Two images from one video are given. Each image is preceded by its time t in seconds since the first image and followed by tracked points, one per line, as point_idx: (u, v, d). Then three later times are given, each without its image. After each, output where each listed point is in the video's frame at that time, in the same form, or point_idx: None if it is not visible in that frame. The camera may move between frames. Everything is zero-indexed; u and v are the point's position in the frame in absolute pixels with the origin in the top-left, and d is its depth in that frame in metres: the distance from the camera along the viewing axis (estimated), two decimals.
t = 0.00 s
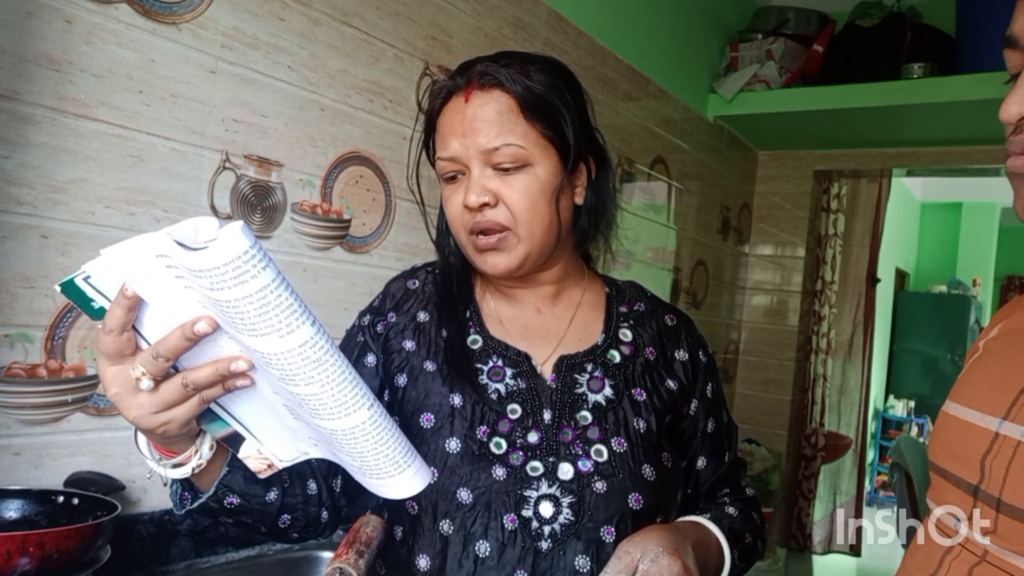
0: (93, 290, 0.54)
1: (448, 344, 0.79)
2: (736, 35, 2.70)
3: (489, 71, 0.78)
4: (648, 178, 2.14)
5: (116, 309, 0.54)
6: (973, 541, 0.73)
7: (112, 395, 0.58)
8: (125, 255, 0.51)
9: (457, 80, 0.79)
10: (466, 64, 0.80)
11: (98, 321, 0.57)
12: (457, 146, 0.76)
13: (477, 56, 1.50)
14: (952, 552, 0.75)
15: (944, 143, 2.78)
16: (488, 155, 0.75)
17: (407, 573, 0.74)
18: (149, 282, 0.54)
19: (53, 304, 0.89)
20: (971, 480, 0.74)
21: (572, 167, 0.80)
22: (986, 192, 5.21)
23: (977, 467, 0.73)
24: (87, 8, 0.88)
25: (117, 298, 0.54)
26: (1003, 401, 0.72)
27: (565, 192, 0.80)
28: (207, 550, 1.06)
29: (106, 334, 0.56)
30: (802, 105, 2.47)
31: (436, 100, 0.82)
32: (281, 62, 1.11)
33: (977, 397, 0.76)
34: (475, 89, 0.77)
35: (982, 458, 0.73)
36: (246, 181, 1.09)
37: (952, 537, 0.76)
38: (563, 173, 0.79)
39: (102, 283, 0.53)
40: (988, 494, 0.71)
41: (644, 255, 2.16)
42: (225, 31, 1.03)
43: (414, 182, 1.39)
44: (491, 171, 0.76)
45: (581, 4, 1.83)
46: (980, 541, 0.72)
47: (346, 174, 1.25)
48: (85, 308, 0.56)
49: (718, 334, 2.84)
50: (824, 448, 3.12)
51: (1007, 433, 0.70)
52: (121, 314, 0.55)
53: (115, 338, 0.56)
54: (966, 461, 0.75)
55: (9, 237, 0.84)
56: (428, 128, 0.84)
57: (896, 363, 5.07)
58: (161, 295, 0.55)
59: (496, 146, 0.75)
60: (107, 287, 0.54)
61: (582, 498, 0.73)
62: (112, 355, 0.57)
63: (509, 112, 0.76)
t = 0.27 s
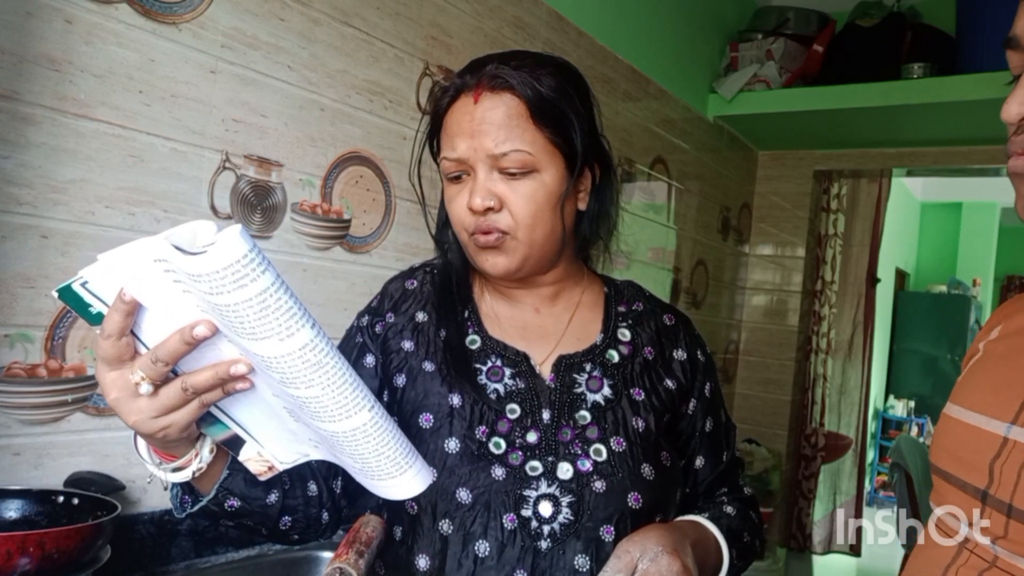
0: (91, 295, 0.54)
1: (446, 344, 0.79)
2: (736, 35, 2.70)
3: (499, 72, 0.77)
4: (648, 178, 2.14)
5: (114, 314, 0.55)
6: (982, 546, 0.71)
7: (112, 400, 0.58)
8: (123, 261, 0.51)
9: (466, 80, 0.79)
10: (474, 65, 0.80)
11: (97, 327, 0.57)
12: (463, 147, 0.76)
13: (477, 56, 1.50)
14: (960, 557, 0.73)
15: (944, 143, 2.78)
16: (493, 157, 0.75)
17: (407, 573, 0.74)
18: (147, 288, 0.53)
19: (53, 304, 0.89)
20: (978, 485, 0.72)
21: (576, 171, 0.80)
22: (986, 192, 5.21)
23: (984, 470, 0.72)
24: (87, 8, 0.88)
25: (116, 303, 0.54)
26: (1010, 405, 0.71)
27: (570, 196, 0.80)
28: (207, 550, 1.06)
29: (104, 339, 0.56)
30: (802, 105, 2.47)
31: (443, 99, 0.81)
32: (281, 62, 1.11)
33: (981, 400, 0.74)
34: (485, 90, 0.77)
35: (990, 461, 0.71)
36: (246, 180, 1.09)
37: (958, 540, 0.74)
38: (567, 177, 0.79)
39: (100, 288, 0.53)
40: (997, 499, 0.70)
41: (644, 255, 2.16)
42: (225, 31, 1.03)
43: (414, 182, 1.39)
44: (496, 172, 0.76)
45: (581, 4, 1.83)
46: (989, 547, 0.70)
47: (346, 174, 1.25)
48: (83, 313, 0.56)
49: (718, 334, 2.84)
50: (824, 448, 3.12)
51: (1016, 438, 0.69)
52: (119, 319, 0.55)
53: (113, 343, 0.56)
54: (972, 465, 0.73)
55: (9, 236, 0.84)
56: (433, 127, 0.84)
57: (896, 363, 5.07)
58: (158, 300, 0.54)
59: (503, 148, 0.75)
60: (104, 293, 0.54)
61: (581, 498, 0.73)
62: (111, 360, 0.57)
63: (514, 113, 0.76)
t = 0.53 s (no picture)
0: (90, 298, 0.54)
1: (447, 345, 0.79)
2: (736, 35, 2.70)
3: (506, 70, 0.78)
4: (648, 178, 2.14)
5: (113, 317, 0.55)
6: (989, 549, 0.70)
7: (112, 404, 0.58)
8: (124, 263, 0.52)
9: (472, 76, 0.79)
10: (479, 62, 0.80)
11: (96, 330, 0.57)
12: (469, 144, 0.76)
13: (477, 56, 1.50)
14: (964, 560, 0.72)
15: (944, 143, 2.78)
16: (500, 155, 0.75)
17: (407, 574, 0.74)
18: (147, 290, 0.53)
19: (53, 304, 0.89)
20: (984, 487, 0.71)
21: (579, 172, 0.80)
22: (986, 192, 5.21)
23: (989, 473, 0.71)
24: (87, 8, 0.88)
25: (116, 306, 0.54)
26: (1016, 407, 0.70)
27: (574, 196, 0.80)
28: (207, 550, 1.06)
29: (104, 342, 0.56)
30: (802, 105, 2.47)
31: (447, 96, 0.81)
32: (281, 62, 1.11)
33: (986, 402, 0.73)
34: (491, 87, 0.77)
35: (996, 464, 0.70)
36: (246, 180, 1.09)
37: (962, 543, 0.73)
38: (572, 177, 0.79)
39: (100, 292, 0.53)
40: (1005, 502, 0.69)
41: (645, 255, 2.16)
42: (225, 31, 1.03)
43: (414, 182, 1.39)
44: (501, 171, 0.76)
45: (581, 4, 1.83)
46: (996, 550, 0.69)
47: (346, 174, 1.25)
48: (82, 316, 0.56)
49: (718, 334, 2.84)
50: (824, 448, 3.12)
51: None
52: (118, 323, 0.55)
53: (113, 346, 0.56)
54: (977, 468, 0.72)
55: (9, 236, 0.84)
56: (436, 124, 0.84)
57: (896, 363, 5.07)
58: (158, 302, 0.54)
59: (509, 146, 0.75)
60: (103, 296, 0.54)
61: (582, 499, 0.73)
62: (111, 363, 0.57)
63: (519, 112, 0.76)
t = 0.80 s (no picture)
0: (91, 300, 0.54)
1: (447, 345, 0.79)
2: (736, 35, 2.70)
3: (508, 65, 0.78)
4: (648, 178, 2.14)
5: (115, 319, 0.55)
6: (990, 550, 0.70)
7: (113, 405, 0.58)
8: (125, 264, 0.52)
9: (473, 74, 0.79)
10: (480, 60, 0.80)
11: (97, 332, 0.57)
12: (473, 140, 0.76)
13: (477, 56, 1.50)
14: (967, 561, 0.72)
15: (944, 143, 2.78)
16: (506, 151, 0.75)
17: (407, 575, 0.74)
18: (148, 292, 0.54)
19: (53, 304, 0.89)
20: (984, 488, 0.71)
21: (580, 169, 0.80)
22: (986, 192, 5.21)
23: (989, 473, 0.71)
24: (87, 8, 0.88)
25: (117, 308, 0.54)
26: (1014, 407, 0.70)
27: (578, 192, 0.81)
28: (207, 551, 1.06)
29: (105, 344, 0.56)
30: (802, 105, 2.47)
31: (446, 95, 0.81)
32: (281, 62, 1.11)
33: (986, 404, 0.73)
34: (493, 84, 0.77)
35: (996, 465, 0.70)
36: (246, 180, 1.09)
37: (964, 544, 0.73)
38: (575, 174, 0.79)
39: (100, 293, 0.53)
40: (1004, 503, 0.69)
41: (644, 255, 2.16)
42: (225, 31, 1.03)
43: (413, 183, 1.39)
44: (507, 166, 0.76)
45: (581, 4, 1.83)
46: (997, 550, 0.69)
47: (346, 174, 1.25)
48: (83, 318, 0.56)
49: (718, 334, 2.84)
50: (824, 448, 3.12)
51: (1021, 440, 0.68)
52: (119, 324, 0.55)
53: (114, 348, 0.56)
54: (978, 470, 0.72)
55: (9, 237, 0.84)
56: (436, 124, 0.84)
57: (896, 363, 5.07)
58: (158, 304, 0.55)
59: (515, 140, 0.75)
60: (105, 297, 0.54)
61: (583, 500, 0.73)
62: (112, 365, 0.57)
63: (521, 109, 0.76)
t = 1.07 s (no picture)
0: (89, 307, 0.54)
1: (447, 346, 0.79)
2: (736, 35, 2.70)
3: (509, 71, 0.78)
4: (648, 178, 2.14)
5: (114, 325, 0.55)
6: (986, 550, 0.68)
7: (114, 412, 0.58)
8: (122, 273, 0.52)
9: (474, 81, 0.79)
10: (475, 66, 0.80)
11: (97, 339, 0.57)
12: (485, 148, 0.76)
13: (477, 56, 1.50)
14: (966, 561, 0.70)
15: (944, 143, 2.78)
16: (519, 156, 0.75)
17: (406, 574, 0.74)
18: (144, 299, 0.54)
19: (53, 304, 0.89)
20: (978, 488, 0.70)
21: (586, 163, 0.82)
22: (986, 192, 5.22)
23: (984, 473, 0.69)
24: (87, 8, 0.88)
25: (115, 315, 0.54)
26: (1006, 407, 0.69)
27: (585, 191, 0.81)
28: (207, 551, 1.07)
29: (104, 351, 0.56)
30: (802, 104, 2.47)
31: (445, 105, 0.81)
32: (282, 62, 1.11)
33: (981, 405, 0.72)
34: (498, 90, 0.78)
35: (991, 464, 0.69)
36: (246, 181, 1.09)
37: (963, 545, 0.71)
38: (584, 170, 0.80)
39: (97, 300, 0.53)
40: (998, 502, 0.67)
41: (644, 255, 2.16)
42: (225, 31, 1.03)
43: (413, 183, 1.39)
44: (521, 171, 0.76)
45: (581, 4, 1.83)
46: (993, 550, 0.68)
47: (346, 174, 1.25)
48: (82, 325, 0.56)
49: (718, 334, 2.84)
50: (824, 449, 3.12)
51: (1013, 439, 0.67)
52: (118, 330, 0.55)
53: (113, 355, 0.56)
54: (972, 469, 0.71)
55: (9, 237, 0.83)
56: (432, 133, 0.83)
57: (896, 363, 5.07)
58: (156, 311, 0.54)
59: (528, 145, 0.75)
60: (103, 303, 0.54)
61: (582, 500, 0.73)
62: (112, 372, 0.57)
63: (524, 115, 0.76)
